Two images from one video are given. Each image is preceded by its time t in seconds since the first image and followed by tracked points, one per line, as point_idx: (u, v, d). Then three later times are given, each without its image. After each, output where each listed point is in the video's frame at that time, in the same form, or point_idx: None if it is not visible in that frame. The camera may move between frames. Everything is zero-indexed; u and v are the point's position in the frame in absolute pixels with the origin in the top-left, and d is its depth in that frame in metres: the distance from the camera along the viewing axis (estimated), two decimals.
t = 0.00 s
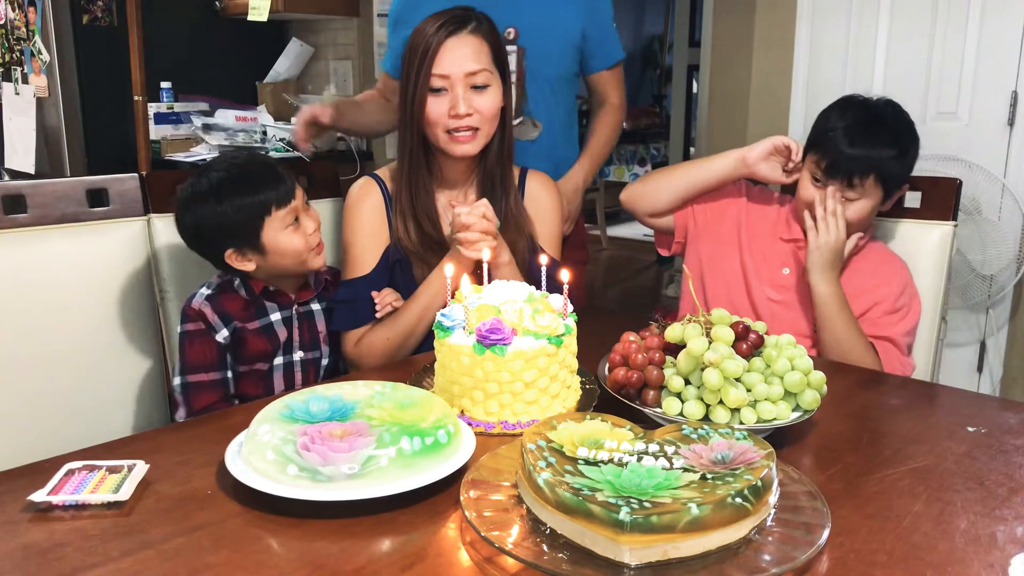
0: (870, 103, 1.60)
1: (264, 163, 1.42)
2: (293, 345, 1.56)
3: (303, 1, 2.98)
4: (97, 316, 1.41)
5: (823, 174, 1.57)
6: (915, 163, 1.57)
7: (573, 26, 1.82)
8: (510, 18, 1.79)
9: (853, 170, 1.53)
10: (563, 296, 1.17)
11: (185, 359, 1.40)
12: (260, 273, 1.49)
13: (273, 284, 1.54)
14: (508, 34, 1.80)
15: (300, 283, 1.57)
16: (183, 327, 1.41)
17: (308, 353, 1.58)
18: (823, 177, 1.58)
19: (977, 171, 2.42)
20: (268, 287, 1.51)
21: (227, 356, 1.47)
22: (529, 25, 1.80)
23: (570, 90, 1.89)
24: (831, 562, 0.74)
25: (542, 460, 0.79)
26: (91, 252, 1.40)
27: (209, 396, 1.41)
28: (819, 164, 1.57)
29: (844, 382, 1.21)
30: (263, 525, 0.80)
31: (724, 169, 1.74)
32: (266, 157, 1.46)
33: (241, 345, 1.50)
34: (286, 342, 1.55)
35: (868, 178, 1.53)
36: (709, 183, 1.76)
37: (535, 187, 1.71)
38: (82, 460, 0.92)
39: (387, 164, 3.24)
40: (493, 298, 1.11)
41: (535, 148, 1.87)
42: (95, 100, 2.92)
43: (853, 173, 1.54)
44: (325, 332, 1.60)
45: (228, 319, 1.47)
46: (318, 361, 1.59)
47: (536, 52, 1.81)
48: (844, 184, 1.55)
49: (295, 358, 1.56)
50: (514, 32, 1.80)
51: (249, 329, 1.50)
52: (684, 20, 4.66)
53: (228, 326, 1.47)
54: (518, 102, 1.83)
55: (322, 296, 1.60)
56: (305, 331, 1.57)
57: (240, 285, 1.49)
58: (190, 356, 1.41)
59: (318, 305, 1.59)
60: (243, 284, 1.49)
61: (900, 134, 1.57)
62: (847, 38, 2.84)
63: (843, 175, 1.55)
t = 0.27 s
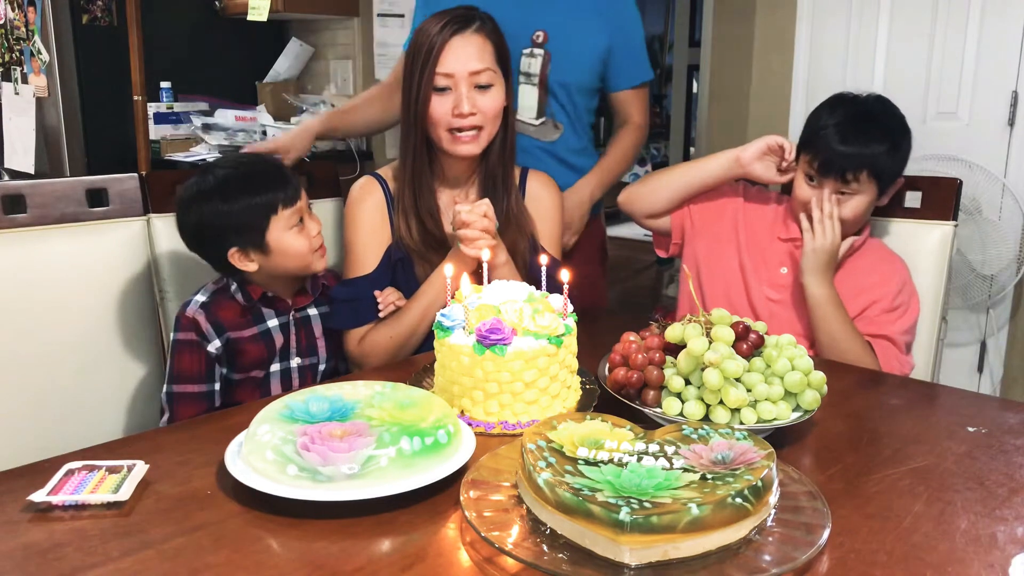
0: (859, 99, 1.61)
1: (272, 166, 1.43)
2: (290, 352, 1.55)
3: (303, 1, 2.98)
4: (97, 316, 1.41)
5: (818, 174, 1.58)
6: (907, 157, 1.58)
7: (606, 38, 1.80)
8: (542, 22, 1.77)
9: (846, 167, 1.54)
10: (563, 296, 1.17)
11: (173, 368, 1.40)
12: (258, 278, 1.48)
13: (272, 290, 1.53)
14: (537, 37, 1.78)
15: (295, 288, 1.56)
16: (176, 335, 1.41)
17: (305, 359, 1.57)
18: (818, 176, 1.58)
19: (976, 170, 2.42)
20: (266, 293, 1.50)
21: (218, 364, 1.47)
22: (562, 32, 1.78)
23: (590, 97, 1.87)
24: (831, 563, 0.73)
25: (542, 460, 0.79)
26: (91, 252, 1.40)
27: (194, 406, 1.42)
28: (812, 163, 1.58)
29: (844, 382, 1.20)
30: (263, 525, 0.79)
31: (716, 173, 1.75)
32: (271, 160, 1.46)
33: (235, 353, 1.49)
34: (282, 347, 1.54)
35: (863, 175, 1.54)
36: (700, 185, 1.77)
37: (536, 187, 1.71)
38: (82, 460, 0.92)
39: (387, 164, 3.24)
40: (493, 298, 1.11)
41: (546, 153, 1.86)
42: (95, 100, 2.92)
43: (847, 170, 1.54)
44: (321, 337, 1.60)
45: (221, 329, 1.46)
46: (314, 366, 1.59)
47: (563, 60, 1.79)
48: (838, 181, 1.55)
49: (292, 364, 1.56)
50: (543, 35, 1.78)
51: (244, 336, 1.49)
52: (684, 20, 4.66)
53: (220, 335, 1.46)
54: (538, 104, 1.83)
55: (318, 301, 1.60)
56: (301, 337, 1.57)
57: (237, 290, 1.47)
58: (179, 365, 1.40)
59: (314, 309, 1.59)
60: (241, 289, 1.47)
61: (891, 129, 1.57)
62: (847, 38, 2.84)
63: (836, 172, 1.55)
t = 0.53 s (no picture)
0: (852, 98, 1.61)
1: (270, 168, 1.42)
2: (281, 354, 1.54)
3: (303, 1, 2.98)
4: (96, 317, 1.41)
5: (814, 174, 1.57)
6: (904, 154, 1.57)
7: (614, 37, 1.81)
8: (556, 20, 1.78)
9: (842, 166, 1.53)
10: (563, 296, 1.17)
11: (163, 373, 1.39)
12: (246, 281, 1.47)
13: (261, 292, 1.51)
14: (551, 34, 1.78)
15: (285, 290, 1.54)
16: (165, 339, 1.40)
17: (296, 361, 1.56)
18: (815, 177, 1.58)
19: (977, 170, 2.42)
20: (254, 295, 1.48)
21: (208, 367, 1.46)
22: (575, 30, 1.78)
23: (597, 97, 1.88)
24: (831, 563, 0.73)
25: (542, 460, 0.79)
26: (91, 252, 1.40)
27: (186, 409, 1.42)
28: (808, 164, 1.58)
29: (844, 382, 1.21)
30: (264, 524, 0.80)
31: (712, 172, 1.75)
32: (270, 161, 1.45)
33: (224, 356, 1.47)
34: (272, 350, 1.53)
35: (859, 172, 1.53)
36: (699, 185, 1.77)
37: (536, 187, 1.71)
38: (82, 460, 0.92)
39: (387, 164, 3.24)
40: (493, 298, 1.10)
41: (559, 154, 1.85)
42: (95, 100, 2.92)
43: (843, 169, 1.53)
44: (312, 338, 1.58)
45: (210, 332, 1.44)
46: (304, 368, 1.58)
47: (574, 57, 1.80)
48: (835, 181, 1.55)
49: (284, 366, 1.55)
50: (557, 33, 1.78)
51: (233, 339, 1.47)
52: (684, 20, 4.66)
53: (209, 339, 1.44)
54: (550, 103, 1.82)
55: (309, 302, 1.58)
56: (292, 339, 1.55)
57: (225, 292, 1.46)
58: (168, 369, 1.40)
59: (304, 311, 1.57)
60: (229, 292, 1.46)
61: (882, 125, 1.57)
62: (848, 38, 2.84)
63: (832, 172, 1.55)
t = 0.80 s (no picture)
0: (853, 99, 1.60)
1: (265, 169, 1.42)
2: (280, 355, 1.54)
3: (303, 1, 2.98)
4: (96, 317, 1.41)
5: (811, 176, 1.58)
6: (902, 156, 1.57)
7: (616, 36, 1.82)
8: (561, 20, 1.77)
9: (838, 169, 1.53)
10: (563, 296, 1.17)
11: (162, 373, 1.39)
12: (243, 282, 1.47)
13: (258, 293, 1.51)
14: (556, 35, 1.78)
15: (284, 291, 1.54)
16: (163, 340, 1.40)
17: (295, 361, 1.56)
18: (812, 179, 1.58)
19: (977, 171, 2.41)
20: (252, 296, 1.48)
21: (208, 368, 1.46)
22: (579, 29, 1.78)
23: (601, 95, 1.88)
24: (831, 562, 0.73)
25: (542, 460, 0.79)
26: (91, 252, 1.40)
27: (186, 410, 1.42)
28: (805, 165, 1.58)
29: (844, 382, 1.21)
30: (264, 524, 0.80)
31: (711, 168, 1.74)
32: (264, 162, 1.45)
33: (222, 357, 1.47)
34: (270, 351, 1.52)
35: (855, 176, 1.54)
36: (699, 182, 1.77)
37: (537, 188, 1.71)
38: (82, 460, 0.92)
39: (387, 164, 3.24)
40: (493, 298, 1.10)
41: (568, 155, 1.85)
42: (95, 100, 2.92)
43: (840, 172, 1.54)
44: (310, 339, 1.58)
45: (207, 333, 1.44)
46: (303, 368, 1.58)
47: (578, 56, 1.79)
48: (831, 183, 1.56)
49: (283, 367, 1.54)
50: (561, 34, 1.77)
51: (231, 340, 1.47)
52: (684, 20, 4.66)
53: (208, 339, 1.44)
54: (556, 105, 1.81)
55: (307, 302, 1.58)
56: (290, 339, 1.55)
57: (222, 293, 1.46)
58: (168, 369, 1.40)
59: (303, 311, 1.56)
60: (226, 293, 1.46)
61: (882, 126, 1.56)
62: (848, 38, 2.84)
63: (829, 174, 1.55)
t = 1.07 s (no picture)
0: (852, 99, 1.60)
1: (264, 167, 1.42)
2: (280, 355, 1.54)
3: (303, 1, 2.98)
4: (97, 317, 1.41)
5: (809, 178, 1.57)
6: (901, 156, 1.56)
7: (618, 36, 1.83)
8: (564, 24, 1.77)
9: (835, 170, 1.53)
10: (563, 296, 1.17)
11: (163, 372, 1.39)
12: (244, 280, 1.47)
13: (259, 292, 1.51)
14: (559, 40, 1.77)
15: (285, 291, 1.54)
16: (164, 339, 1.40)
17: (295, 361, 1.56)
18: (809, 181, 1.58)
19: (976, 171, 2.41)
20: (253, 295, 1.48)
21: (209, 367, 1.46)
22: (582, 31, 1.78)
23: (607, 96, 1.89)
24: (831, 563, 0.73)
25: (542, 460, 0.79)
26: (92, 252, 1.40)
27: (186, 409, 1.41)
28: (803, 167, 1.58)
29: (844, 382, 1.21)
30: (263, 525, 0.80)
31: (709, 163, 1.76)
32: (264, 162, 1.45)
33: (223, 357, 1.47)
34: (270, 351, 1.52)
35: (853, 176, 1.53)
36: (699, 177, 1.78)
37: (539, 188, 1.71)
38: (82, 460, 0.92)
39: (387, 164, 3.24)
40: (493, 298, 1.10)
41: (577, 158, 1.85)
42: (95, 100, 2.92)
43: (837, 172, 1.53)
44: (310, 339, 1.58)
45: (209, 332, 1.44)
46: (302, 369, 1.57)
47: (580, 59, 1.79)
48: (829, 184, 1.55)
49: (282, 367, 1.54)
50: (565, 38, 1.77)
51: (232, 340, 1.47)
52: (684, 20, 4.66)
53: (209, 339, 1.44)
54: (560, 107, 1.81)
55: (308, 303, 1.58)
56: (290, 339, 1.55)
57: (223, 292, 1.46)
58: (168, 368, 1.39)
59: (303, 311, 1.56)
60: (227, 291, 1.46)
61: (879, 121, 1.55)
62: (848, 39, 2.84)
63: (826, 175, 1.55)
